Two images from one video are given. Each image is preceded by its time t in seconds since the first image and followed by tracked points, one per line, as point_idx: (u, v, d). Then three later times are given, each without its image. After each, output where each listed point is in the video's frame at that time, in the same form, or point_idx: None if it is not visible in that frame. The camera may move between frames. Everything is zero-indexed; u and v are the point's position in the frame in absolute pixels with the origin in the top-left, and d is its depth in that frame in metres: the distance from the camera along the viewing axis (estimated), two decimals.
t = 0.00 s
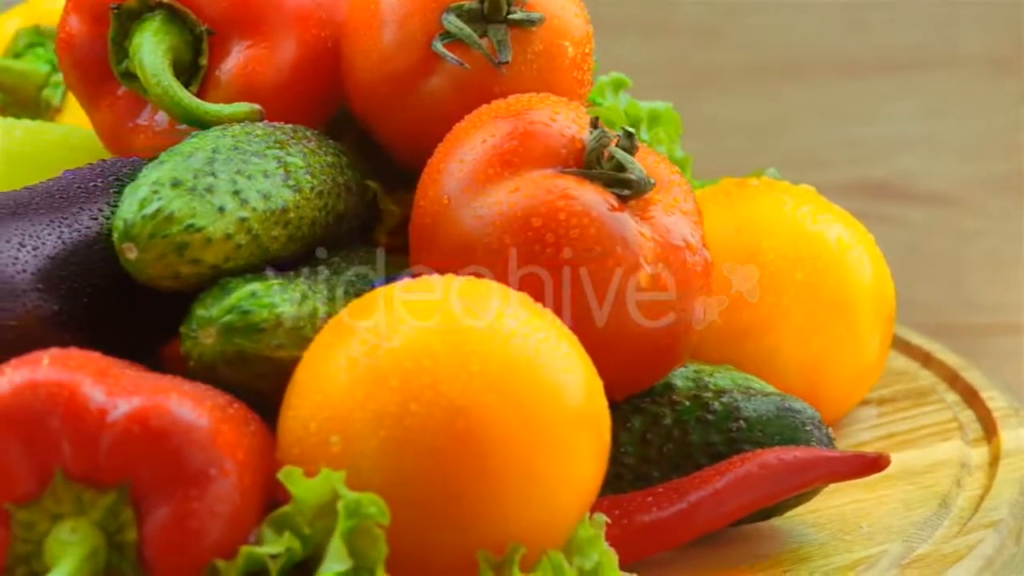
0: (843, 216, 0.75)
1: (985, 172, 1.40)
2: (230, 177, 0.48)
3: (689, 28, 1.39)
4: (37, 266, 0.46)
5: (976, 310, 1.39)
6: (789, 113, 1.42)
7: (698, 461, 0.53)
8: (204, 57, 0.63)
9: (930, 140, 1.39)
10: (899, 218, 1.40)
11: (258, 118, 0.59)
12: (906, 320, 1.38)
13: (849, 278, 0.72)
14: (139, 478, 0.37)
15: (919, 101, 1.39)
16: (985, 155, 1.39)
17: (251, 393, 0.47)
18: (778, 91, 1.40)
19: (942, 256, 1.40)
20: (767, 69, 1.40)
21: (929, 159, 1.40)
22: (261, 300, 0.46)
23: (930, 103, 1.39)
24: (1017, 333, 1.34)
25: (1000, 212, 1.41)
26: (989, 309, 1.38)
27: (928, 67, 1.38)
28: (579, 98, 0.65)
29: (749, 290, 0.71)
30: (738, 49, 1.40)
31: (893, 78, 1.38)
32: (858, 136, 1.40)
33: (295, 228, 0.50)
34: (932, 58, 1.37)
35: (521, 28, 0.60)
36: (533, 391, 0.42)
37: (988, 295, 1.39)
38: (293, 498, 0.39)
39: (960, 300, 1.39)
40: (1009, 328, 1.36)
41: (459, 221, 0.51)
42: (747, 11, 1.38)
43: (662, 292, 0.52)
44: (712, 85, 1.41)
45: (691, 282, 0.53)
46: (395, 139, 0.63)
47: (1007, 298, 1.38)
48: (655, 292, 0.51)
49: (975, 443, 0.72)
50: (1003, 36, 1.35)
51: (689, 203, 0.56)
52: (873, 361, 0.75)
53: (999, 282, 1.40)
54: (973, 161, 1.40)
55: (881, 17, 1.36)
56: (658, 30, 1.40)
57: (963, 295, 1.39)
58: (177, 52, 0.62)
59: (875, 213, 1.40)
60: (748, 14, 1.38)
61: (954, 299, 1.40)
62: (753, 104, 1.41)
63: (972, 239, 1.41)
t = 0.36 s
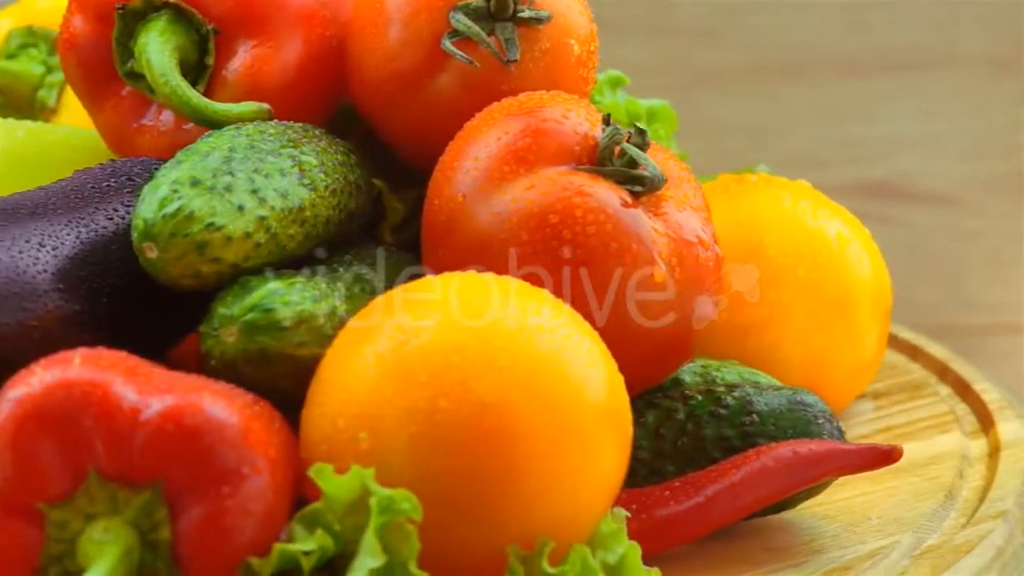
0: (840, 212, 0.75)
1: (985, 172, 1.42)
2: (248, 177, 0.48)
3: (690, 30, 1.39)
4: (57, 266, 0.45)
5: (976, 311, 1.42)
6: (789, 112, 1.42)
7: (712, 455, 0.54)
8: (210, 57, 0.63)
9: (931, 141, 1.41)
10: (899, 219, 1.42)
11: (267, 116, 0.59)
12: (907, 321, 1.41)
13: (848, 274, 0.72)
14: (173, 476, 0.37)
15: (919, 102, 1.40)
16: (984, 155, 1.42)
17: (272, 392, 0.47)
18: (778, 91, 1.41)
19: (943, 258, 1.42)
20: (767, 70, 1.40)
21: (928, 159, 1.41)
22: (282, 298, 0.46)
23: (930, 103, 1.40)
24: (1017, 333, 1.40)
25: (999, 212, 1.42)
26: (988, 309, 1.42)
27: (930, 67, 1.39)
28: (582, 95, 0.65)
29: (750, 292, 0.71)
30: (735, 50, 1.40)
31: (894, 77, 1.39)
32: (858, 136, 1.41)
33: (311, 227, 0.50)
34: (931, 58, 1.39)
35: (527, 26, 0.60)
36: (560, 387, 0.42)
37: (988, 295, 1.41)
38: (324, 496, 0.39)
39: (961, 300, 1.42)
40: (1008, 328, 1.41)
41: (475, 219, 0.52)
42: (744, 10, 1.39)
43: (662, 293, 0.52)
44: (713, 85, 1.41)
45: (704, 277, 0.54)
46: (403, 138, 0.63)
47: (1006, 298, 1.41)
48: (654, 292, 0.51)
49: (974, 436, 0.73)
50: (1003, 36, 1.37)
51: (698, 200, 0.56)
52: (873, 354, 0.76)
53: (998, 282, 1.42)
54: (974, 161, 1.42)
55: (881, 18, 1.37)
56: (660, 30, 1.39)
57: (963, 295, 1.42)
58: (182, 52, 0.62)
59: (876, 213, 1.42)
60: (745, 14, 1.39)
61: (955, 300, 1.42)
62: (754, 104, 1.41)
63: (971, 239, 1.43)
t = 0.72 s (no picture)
0: (836, 208, 0.75)
1: (987, 172, 1.43)
2: (265, 175, 0.48)
3: (688, 27, 1.40)
4: (77, 266, 0.45)
5: (976, 311, 1.41)
6: (789, 112, 1.43)
7: (725, 448, 0.54)
8: (216, 57, 0.63)
9: (931, 141, 1.42)
10: (898, 219, 1.43)
11: (275, 115, 0.60)
12: (906, 320, 1.42)
13: (847, 268, 0.72)
14: (205, 475, 0.37)
15: (919, 102, 1.41)
16: (984, 155, 1.43)
17: (291, 390, 0.47)
18: (778, 91, 1.42)
19: (942, 258, 1.43)
20: (767, 69, 1.41)
21: (929, 159, 1.42)
22: (303, 296, 0.46)
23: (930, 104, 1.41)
24: (1017, 333, 1.38)
25: (1000, 212, 1.43)
26: (989, 309, 1.41)
27: (930, 68, 1.40)
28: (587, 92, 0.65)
29: (750, 291, 0.70)
30: (734, 49, 1.41)
31: (895, 77, 1.40)
32: (857, 136, 1.41)
33: (327, 225, 0.50)
34: (931, 58, 1.39)
35: (534, 24, 0.61)
36: (584, 382, 0.42)
37: (989, 295, 1.41)
38: (354, 492, 0.39)
39: (961, 300, 1.42)
40: (1010, 328, 1.39)
41: (489, 216, 0.52)
42: (743, 9, 1.39)
43: (663, 292, 0.52)
44: (711, 87, 1.42)
45: (715, 272, 0.54)
46: (410, 137, 0.63)
47: (1006, 297, 1.41)
48: (654, 292, 0.52)
49: (970, 428, 0.74)
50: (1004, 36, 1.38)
51: (707, 197, 0.57)
52: (874, 347, 0.75)
53: (1000, 282, 1.42)
54: (975, 160, 1.43)
55: (881, 18, 1.38)
56: (660, 28, 1.41)
57: (962, 295, 1.42)
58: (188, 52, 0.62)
59: (874, 213, 1.43)
60: (744, 13, 1.40)
61: (954, 300, 1.42)
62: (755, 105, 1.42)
63: (972, 239, 1.44)
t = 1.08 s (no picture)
0: (831, 203, 0.75)
1: (986, 172, 1.45)
2: (284, 173, 0.48)
3: (688, 27, 1.41)
4: (98, 266, 0.46)
5: (976, 311, 1.43)
6: (790, 112, 1.44)
7: (739, 442, 0.55)
8: (223, 56, 0.63)
9: (931, 142, 1.43)
10: (899, 219, 1.44)
11: (285, 114, 0.60)
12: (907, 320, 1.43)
13: (846, 262, 0.72)
14: (240, 473, 0.38)
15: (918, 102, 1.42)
16: (983, 155, 1.45)
17: (314, 388, 0.47)
18: (778, 91, 1.43)
19: (942, 258, 1.45)
20: (767, 69, 1.42)
21: (929, 159, 1.44)
22: (326, 294, 0.46)
23: (929, 104, 1.42)
24: (1017, 334, 1.41)
25: (1000, 212, 1.45)
26: (987, 309, 1.43)
27: (930, 69, 1.42)
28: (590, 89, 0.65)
29: (751, 291, 0.71)
30: (735, 50, 1.42)
31: (895, 77, 1.41)
32: (856, 136, 1.43)
33: (344, 223, 0.50)
34: (931, 59, 1.41)
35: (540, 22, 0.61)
36: (609, 378, 0.42)
37: (988, 294, 1.43)
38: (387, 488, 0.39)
39: (960, 300, 1.44)
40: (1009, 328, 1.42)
41: (506, 214, 0.52)
42: (743, 9, 1.40)
43: (662, 292, 0.52)
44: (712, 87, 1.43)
45: (728, 267, 0.55)
46: (416, 135, 0.63)
47: (1005, 297, 1.43)
48: (653, 292, 0.52)
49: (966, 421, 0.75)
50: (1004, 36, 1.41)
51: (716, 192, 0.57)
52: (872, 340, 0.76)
53: (999, 281, 1.44)
54: (976, 160, 1.44)
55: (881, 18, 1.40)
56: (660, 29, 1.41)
57: (963, 296, 1.44)
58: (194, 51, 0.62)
59: (875, 213, 1.44)
60: (744, 13, 1.41)
61: (954, 300, 1.44)
62: (756, 105, 1.43)
63: (972, 239, 1.45)
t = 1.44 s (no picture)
0: (827, 198, 0.75)
1: (987, 172, 1.46)
2: (301, 171, 0.48)
3: (687, 26, 1.43)
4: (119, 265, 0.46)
5: (975, 310, 1.42)
6: (789, 112, 1.47)
7: (750, 436, 0.55)
8: (229, 56, 0.62)
9: (932, 142, 1.45)
10: (898, 219, 1.46)
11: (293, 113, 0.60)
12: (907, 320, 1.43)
13: (843, 257, 0.72)
14: (273, 472, 0.39)
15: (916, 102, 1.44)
16: (985, 156, 1.46)
17: (334, 385, 0.47)
18: (777, 91, 1.45)
19: (942, 258, 1.45)
20: (766, 69, 1.45)
21: (927, 159, 1.46)
22: (346, 291, 0.46)
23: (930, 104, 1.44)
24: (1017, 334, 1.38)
25: (1000, 212, 1.45)
26: (987, 309, 1.42)
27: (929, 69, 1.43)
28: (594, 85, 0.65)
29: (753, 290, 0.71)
30: (735, 52, 1.44)
31: (894, 77, 1.43)
32: (858, 137, 1.45)
33: (359, 221, 0.50)
34: (931, 59, 1.43)
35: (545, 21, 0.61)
36: (632, 373, 0.43)
37: (989, 294, 1.42)
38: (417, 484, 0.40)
39: (959, 299, 1.43)
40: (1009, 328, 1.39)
41: (520, 211, 0.53)
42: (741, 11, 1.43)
43: (663, 291, 0.52)
44: (710, 87, 1.45)
45: (738, 263, 0.55)
46: (422, 134, 0.63)
47: (1005, 296, 1.42)
48: (655, 293, 0.52)
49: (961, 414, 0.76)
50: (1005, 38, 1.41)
51: (723, 189, 0.57)
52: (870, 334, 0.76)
53: (1000, 282, 1.44)
54: (976, 159, 1.46)
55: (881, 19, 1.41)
56: (658, 30, 1.44)
57: (963, 295, 1.43)
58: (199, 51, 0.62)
59: (873, 213, 1.46)
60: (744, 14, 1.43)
61: (954, 300, 1.43)
62: (754, 105, 1.46)
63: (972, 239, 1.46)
